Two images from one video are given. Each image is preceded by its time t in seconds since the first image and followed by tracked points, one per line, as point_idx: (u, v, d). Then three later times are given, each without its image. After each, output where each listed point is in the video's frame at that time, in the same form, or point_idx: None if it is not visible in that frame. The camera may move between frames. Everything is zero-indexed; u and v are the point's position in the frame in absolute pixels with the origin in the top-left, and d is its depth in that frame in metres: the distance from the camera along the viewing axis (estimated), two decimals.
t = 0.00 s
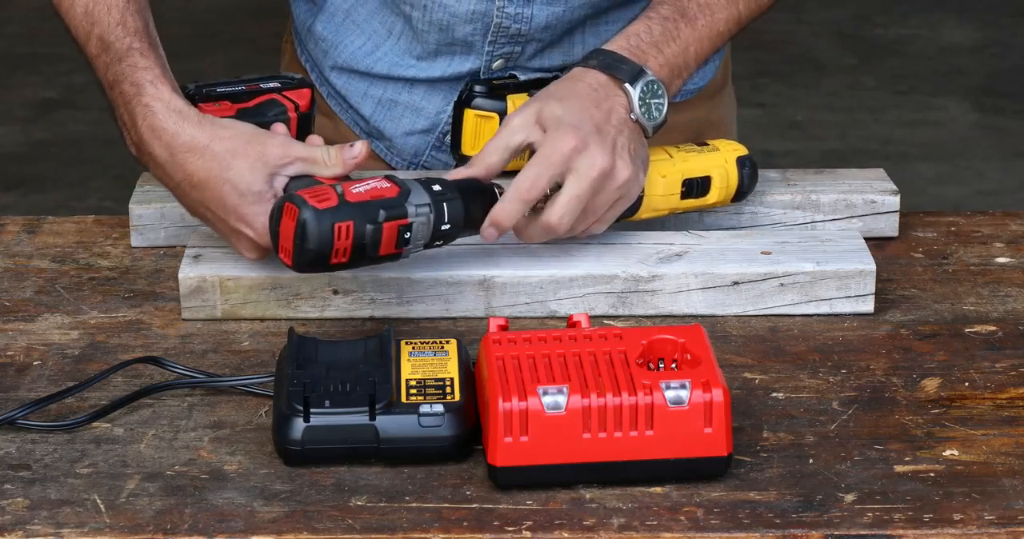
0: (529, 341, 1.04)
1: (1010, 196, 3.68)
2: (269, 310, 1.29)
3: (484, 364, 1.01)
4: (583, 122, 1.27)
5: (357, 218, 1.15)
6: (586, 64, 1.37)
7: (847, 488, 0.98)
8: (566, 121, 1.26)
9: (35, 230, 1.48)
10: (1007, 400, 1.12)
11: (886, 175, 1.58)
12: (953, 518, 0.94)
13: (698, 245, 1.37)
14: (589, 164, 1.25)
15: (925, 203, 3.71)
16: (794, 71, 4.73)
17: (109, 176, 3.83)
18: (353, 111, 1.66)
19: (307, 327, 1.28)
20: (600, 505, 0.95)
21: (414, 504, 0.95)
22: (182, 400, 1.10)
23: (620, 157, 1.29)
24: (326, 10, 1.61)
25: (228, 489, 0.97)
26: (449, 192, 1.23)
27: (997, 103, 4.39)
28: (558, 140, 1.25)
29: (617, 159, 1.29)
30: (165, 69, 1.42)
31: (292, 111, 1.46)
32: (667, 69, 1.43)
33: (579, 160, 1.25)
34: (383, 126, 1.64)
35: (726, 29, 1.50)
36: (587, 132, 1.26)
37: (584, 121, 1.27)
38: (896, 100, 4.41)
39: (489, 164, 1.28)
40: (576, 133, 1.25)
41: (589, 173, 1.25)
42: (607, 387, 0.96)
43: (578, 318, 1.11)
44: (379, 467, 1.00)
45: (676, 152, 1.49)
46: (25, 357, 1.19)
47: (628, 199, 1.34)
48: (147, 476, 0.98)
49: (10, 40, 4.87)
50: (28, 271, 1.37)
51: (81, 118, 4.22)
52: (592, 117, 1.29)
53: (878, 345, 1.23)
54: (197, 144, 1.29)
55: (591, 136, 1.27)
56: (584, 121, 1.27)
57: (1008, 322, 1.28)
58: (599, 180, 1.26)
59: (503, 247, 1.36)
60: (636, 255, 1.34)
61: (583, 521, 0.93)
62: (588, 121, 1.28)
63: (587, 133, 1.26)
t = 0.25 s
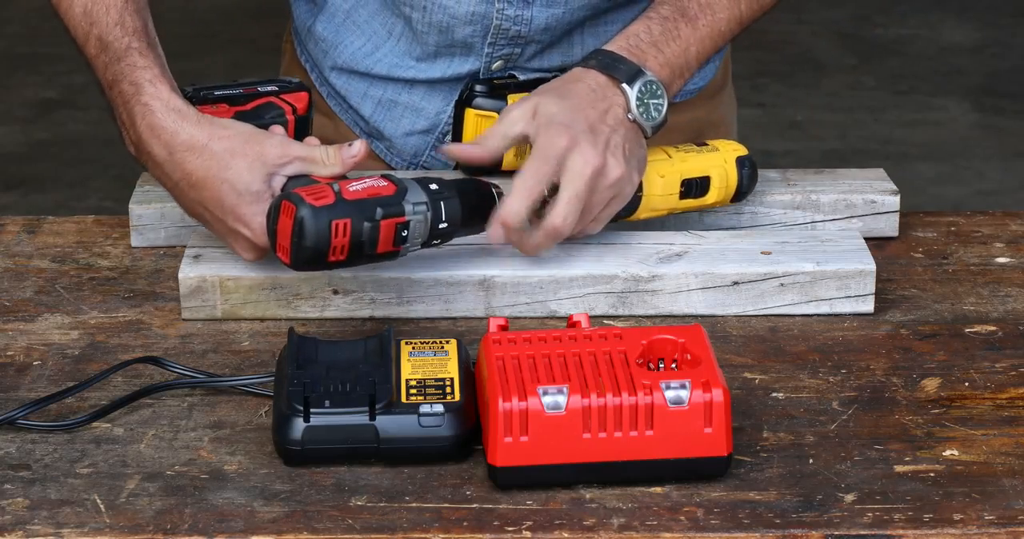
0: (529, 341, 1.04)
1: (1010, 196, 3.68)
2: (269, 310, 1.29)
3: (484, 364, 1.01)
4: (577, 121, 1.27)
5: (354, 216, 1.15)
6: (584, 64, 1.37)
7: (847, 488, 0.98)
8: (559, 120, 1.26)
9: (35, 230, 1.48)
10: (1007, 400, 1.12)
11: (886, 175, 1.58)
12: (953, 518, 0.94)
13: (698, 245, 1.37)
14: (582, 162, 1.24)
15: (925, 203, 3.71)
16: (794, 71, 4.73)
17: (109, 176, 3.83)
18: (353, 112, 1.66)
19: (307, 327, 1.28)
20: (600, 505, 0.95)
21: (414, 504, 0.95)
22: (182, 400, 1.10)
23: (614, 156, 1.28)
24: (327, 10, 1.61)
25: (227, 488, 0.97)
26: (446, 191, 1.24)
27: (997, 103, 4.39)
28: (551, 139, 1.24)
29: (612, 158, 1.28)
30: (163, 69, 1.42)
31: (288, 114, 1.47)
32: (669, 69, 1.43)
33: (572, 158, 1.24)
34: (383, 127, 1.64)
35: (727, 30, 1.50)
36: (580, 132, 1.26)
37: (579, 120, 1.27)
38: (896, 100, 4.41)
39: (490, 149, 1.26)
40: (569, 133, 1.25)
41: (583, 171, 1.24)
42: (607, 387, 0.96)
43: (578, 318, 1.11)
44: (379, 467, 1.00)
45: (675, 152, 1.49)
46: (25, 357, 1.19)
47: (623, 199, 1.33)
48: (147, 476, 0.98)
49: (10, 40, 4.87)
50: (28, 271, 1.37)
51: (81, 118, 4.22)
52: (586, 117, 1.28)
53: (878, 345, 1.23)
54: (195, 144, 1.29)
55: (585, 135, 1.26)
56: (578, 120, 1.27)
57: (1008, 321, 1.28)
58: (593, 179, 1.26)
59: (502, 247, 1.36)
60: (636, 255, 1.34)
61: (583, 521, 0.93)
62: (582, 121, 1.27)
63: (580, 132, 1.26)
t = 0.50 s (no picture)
0: (529, 341, 1.04)
1: (1010, 197, 3.68)
2: (269, 310, 1.29)
3: (484, 364, 1.01)
4: (574, 127, 1.25)
5: (351, 212, 1.15)
6: (580, 67, 1.37)
7: (847, 488, 0.98)
8: (556, 128, 1.25)
9: (35, 230, 1.48)
10: (1007, 400, 1.12)
11: (886, 175, 1.58)
12: (953, 518, 0.94)
13: (698, 245, 1.37)
14: (580, 171, 1.24)
15: (925, 203, 3.71)
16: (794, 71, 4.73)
17: (109, 176, 3.83)
18: (353, 112, 1.66)
19: (307, 326, 1.28)
20: (600, 505, 0.95)
21: (414, 504, 0.95)
22: (182, 400, 1.10)
23: (611, 161, 1.28)
24: (326, 10, 1.61)
25: (227, 488, 0.97)
26: (444, 188, 1.24)
27: (997, 103, 4.40)
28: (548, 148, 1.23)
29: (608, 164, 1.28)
30: (163, 69, 1.42)
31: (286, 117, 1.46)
32: (663, 70, 1.43)
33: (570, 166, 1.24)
34: (382, 127, 1.64)
35: (722, 32, 1.50)
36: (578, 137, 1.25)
37: (576, 126, 1.26)
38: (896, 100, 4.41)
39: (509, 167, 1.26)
40: (566, 141, 1.24)
41: (581, 180, 1.24)
42: (607, 387, 0.96)
43: (578, 318, 1.11)
44: (379, 467, 1.00)
45: (674, 152, 1.49)
46: (25, 357, 1.19)
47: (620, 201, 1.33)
48: (147, 476, 0.98)
49: (10, 40, 4.87)
50: (28, 271, 1.37)
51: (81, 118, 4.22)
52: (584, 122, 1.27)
53: (878, 345, 1.23)
54: (195, 145, 1.29)
55: (582, 140, 1.25)
56: (575, 125, 1.26)
57: (1008, 321, 1.28)
58: (590, 187, 1.25)
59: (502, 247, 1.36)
60: (636, 255, 1.34)
61: (583, 521, 0.93)
62: (579, 126, 1.26)
63: (578, 139, 1.25)
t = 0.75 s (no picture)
0: (529, 341, 1.04)
1: (1010, 196, 3.68)
2: (269, 310, 1.29)
3: (484, 364, 1.01)
4: (568, 125, 1.28)
5: (343, 204, 1.15)
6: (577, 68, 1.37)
7: (847, 488, 0.98)
8: (550, 125, 1.27)
9: (35, 230, 1.48)
10: (1007, 400, 1.12)
11: (886, 175, 1.58)
12: (953, 518, 0.94)
13: (698, 245, 1.37)
14: (571, 168, 1.25)
15: (925, 203, 3.71)
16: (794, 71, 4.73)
17: (109, 176, 3.83)
18: (352, 111, 1.66)
19: (307, 326, 1.28)
20: (600, 505, 0.95)
21: (414, 504, 0.95)
22: (182, 400, 1.10)
23: (604, 160, 1.29)
24: (324, 9, 1.61)
25: (228, 488, 0.97)
26: (440, 188, 1.25)
27: (997, 103, 4.40)
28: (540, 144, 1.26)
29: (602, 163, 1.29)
30: (163, 66, 1.42)
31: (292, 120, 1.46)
32: (662, 71, 1.43)
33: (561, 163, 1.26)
34: (381, 126, 1.64)
35: (721, 34, 1.50)
36: (570, 136, 1.27)
37: (570, 125, 1.28)
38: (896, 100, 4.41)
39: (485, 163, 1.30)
40: (559, 138, 1.26)
41: (572, 176, 1.26)
42: (607, 387, 0.96)
43: (578, 318, 1.11)
44: (379, 467, 1.00)
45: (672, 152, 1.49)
46: (25, 357, 1.19)
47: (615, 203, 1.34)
48: (147, 476, 0.98)
49: (10, 40, 4.87)
50: (28, 271, 1.37)
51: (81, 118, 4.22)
52: (578, 121, 1.29)
53: (878, 345, 1.23)
54: (194, 143, 1.29)
55: (576, 139, 1.27)
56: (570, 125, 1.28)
57: (1008, 321, 1.28)
58: (581, 185, 1.27)
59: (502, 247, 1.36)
60: (635, 255, 1.34)
61: (583, 521, 0.93)
62: (573, 125, 1.28)
63: (571, 137, 1.27)
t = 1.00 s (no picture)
0: (529, 341, 1.04)
1: (1010, 197, 3.68)
2: (269, 310, 1.29)
3: (484, 364, 1.01)
4: (567, 122, 1.28)
5: (342, 217, 1.15)
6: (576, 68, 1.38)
7: (847, 488, 0.98)
8: (549, 122, 1.27)
9: (35, 230, 1.48)
10: (1007, 400, 1.12)
11: (886, 175, 1.58)
12: (953, 518, 0.94)
13: (698, 245, 1.37)
14: (570, 162, 1.25)
15: (925, 203, 3.71)
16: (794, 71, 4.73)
17: (109, 176, 3.83)
18: (352, 112, 1.66)
19: (307, 327, 1.28)
20: (601, 505, 0.95)
21: (414, 504, 0.95)
22: (182, 400, 1.10)
23: (603, 157, 1.29)
24: (324, 9, 1.61)
25: (228, 488, 0.97)
26: (437, 192, 1.24)
27: (997, 103, 4.40)
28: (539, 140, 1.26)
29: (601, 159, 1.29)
30: (164, 72, 1.42)
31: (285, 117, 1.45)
32: (661, 72, 1.43)
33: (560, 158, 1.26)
34: (381, 126, 1.64)
35: (721, 34, 1.50)
36: (570, 132, 1.27)
37: (569, 122, 1.28)
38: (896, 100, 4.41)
39: (479, 165, 1.30)
40: (560, 134, 1.26)
41: (572, 171, 1.25)
42: (607, 387, 0.96)
43: (577, 318, 1.11)
44: (379, 467, 1.00)
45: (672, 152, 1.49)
46: (25, 357, 1.19)
47: (614, 201, 1.34)
48: (147, 476, 0.98)
49: (10, 40, 4.87)
50: (28, 271, 1.37)
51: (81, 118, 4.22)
52: (577, 119, 1.29)
53: (878, 345, 1.23)
54: (195, 150, 1.30)
55: (575, 136, 1.27)
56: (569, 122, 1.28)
57: (1008, 322, 1.28)
58: (580, 180, 1.26)
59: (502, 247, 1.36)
60: (635, 255, 1.34)
61: (583, 521, 0.93)
62: (572, 122, 1.28)
63: (570, 133, 1.27)
